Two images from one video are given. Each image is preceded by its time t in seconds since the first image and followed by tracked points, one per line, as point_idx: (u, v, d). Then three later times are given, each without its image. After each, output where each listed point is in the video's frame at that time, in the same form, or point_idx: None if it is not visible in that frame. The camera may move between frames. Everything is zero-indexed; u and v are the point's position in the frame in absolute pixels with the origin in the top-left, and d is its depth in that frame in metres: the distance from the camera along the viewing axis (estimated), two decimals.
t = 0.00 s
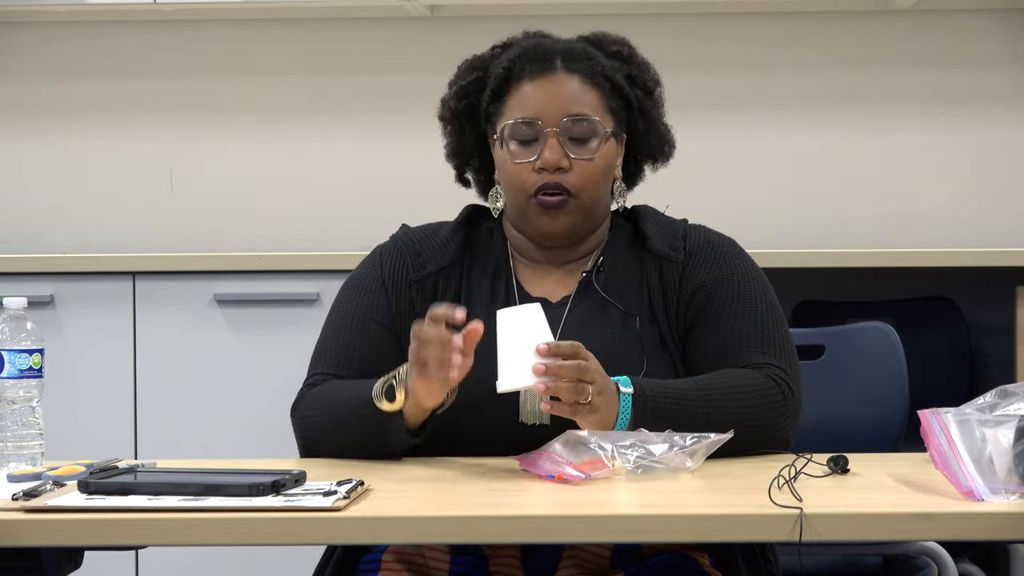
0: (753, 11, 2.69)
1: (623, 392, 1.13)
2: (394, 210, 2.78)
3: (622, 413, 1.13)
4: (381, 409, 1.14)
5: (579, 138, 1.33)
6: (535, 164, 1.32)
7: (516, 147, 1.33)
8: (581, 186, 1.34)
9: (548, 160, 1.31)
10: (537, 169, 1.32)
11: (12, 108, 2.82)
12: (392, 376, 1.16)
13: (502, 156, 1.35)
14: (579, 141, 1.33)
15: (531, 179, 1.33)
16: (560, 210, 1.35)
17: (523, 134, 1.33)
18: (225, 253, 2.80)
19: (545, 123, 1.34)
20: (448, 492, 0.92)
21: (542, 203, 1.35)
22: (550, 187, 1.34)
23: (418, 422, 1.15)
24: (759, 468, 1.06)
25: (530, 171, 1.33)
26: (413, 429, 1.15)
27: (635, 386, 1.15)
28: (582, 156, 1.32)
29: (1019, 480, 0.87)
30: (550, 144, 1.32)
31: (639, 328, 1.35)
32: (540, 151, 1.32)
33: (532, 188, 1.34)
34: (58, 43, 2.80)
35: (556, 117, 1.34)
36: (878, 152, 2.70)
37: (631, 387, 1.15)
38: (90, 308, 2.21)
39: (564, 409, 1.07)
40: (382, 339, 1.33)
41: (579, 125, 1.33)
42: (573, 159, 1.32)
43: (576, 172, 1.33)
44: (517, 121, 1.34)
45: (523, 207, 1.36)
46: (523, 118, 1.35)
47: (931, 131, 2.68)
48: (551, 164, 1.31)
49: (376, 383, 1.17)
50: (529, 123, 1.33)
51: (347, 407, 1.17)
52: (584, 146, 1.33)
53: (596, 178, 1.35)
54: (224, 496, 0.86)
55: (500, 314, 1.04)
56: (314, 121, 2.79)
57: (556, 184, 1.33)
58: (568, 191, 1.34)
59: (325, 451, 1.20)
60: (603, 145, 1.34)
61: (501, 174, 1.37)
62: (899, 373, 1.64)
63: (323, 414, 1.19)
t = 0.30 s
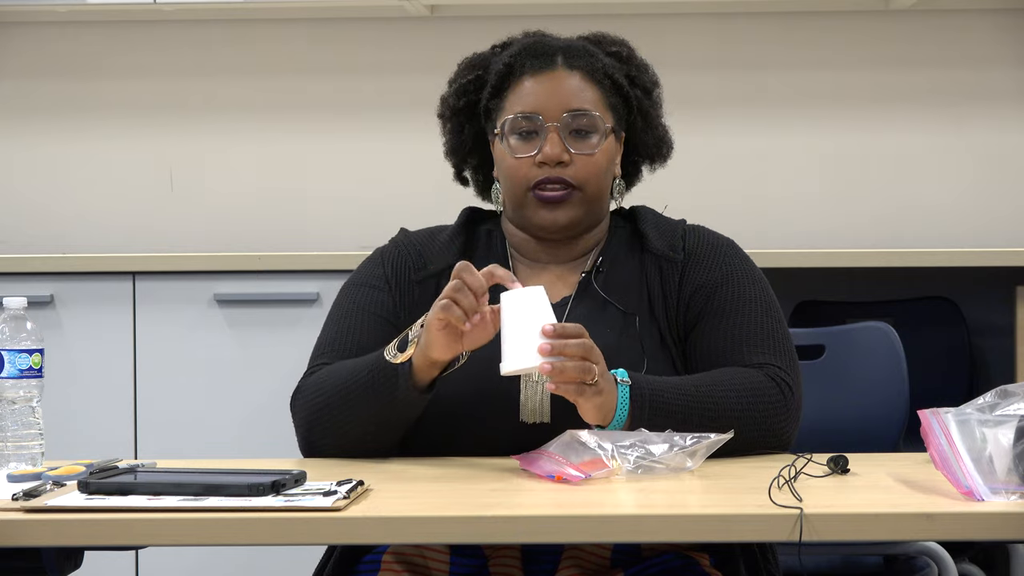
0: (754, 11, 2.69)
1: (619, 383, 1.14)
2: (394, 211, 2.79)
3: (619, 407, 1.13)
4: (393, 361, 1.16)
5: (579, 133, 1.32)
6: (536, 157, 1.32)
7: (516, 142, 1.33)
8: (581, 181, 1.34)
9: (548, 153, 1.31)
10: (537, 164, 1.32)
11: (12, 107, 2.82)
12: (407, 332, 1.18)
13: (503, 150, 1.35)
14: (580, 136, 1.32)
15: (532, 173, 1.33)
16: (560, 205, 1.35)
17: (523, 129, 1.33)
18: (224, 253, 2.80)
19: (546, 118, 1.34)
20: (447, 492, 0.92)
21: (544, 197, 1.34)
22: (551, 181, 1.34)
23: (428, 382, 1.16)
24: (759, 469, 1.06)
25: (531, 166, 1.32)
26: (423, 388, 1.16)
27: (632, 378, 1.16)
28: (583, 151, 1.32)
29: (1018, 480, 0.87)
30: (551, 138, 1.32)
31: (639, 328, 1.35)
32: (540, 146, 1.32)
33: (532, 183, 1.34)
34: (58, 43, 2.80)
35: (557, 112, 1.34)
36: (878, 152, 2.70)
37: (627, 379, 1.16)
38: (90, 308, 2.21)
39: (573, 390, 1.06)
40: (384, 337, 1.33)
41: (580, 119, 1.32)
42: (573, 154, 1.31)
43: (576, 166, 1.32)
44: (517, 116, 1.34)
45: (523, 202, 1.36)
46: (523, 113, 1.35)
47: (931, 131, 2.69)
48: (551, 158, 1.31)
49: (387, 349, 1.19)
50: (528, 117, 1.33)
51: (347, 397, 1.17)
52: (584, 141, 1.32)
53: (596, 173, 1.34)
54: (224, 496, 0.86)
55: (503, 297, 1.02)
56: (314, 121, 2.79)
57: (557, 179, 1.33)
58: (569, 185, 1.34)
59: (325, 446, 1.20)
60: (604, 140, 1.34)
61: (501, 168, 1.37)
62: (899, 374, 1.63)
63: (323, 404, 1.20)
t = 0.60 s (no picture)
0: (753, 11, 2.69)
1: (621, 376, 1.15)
2: (394, 211, 2.79)
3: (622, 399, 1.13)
4: (401, 362, 1.15)
5: (580, 140, 1.32)
6: (538, 166, 1.32)
7: (517, 149, 1.33)
8: (583, 188, 1.34)
9: (550, 163, 1.31)
10: (539, 172, 1.32)
11: (12, 107, 2.82)
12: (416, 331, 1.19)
13: (504, 157, 1.35)
14: (581, 143, 1.32)
15: (534, 181, 1.33)
16: (562, 211, 1.35)
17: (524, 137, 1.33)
18: (224, 253, 2.80)
19: (546, 125, 1.33)
20: (447, 492, 0.92)
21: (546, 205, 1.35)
22: (553, 188, 1.34)
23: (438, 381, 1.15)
24: (760, 468, 1.06)
25: (533, 174, 1.33)
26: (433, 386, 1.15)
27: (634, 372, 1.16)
28: (585, 158, 1.32)
29: (1018, 480, 0.87)
30: (552, 146, 1.32)
31: (639, 328, 1.36)
32: (542, 154, 1.32)
33: (535, 190, 1.34)
34: (57, 42, 2.80)
35: (558, 118, 1.33)
36: (878, 152, 2.70)
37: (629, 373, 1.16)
38: (90, 308, 2.21)
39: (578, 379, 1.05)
40: (386, 336, 1.33)
41: (580, 127, 1.32)
42: (575, 162, 1.32)
43: (578, 174, 1.33)
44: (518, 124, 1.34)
45: (525, 208, 1.36)
46: (524, 120, 1.34)
47: (931, 131, 2.69)
48: (553, 167, 1.31)
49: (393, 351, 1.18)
50: (530, 125, 1.32)
51: (353, 399, 1.17)
52: (586, 148, 1.32)
53: (599, 179, 1.35)
54: (224, 497, 0.86)
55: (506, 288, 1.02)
56: (314, 121, 2.79)
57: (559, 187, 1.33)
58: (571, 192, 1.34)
59: (330, 446, 1.20)
60: (605, 146, 1.34)
61: (503, 175, 1.37)
62: (899, 374, 1.64)
63: (328, 407, 1.20)
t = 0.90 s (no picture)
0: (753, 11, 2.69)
1: (648, 361, 1.13)
2: (394, 211, 2.78)
3: (654, 382, 1.12)
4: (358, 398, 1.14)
5: (580, 163, 1.31)
6: (537, 190, 1.32)
7: (517, 170, 1.33)
8: (582, 209, 1.34)
9: (549, 188, 1.31)
10: (538, 194, 1.32)
11: (12, 107, 2.82)
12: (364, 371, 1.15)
13: (503, 175, 1.35)
14: (581, 167, 1.31)
15: (532, 203, 1.34)
16: (561, 231, 1.36)
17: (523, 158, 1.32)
18: (224, 253, 2.80)
19: (546, 147, 1.32)
20: (448, 492, 0.92)
21: (544, 225, 1.35)
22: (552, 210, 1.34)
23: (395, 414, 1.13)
24: (759, 468, 1.06)
25: (531, 196, 1.33)
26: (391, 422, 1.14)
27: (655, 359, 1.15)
28: (583, 182, 1.32)
29: (1019, 481, 0.87)
30: (551, 169, 1.31)
31: (640, 329, 1.36)
32: (541, 177, 1.31)
33: (533, 211, 1.35)
34: (58, 43, 2.80)
35: (558, 140, 1.32)
36: (878, 152, 2.70)
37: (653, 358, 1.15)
38: (90, 308, 2.21)
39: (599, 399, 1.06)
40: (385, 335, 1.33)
41: (581, 150, 1.31)
42: (574, 185, 1.32)
43: (577, 198, 1.33)
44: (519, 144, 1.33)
45: (524, 226, 1.37)
46: (524, 139, 1.33)
47: (931, 131, 2.69)
48: (552, 191, 1.31)
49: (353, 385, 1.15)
50: (530, 149, 1.31)
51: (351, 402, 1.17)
52: (585, 171, 1.32)
53: (597, 200, 1.35)
54: (224, 496, 0.86)
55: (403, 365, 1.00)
56: (314, 120, 2.79)
57: (557, 210, 1.34)
58: (570, 214, 1.35)
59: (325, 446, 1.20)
60: (605, 167, 1.33)
61: (502, 191, 1.37)
62: (899, 374, 1.63)
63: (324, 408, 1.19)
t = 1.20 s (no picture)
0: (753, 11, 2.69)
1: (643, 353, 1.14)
2: (394, 211, 2.78)
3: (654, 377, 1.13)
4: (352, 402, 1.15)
5: (578, 162, 1.31)
6: (535, 189, 1.32)
7: (514, 169, 1.33)
8: (580, 207, 1.34)
9: (547, 187, 1.31)
10: (536, 193, 1.32)
11: (12, 107, 2.82)
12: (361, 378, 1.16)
13: (501, 175, 1.35)
14: (579, 165, 1.31)
15: (531, 203, 1.34)
16: (560, 230, 1.36)
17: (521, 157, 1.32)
18: (224, 253, 2.80)
19: (544, 146, 1.32)
20: (447, 492, 0.92)
21: (542, 225, 1.35)
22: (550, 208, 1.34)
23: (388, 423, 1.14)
24: (759, 468, 1.06)
25: (530, 195, 1.33)
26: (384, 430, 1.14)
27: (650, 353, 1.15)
28: (581, 180, 1.32)
29: (1019, 481, 0.87)
30: (549, 168, 1.31)
31: (642, 330, 1.35)
32: (539, 176, 1.32)
33: (532, 210, 1.34)
34: (58, 43, 2.80)
35: (555, 139, 1.32)
36: (878, 152, 2.70)
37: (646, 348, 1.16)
38: (90, 308, 2.21)
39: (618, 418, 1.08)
40: (383, 334, 1.33)
41: (579, 148, 1.31)
42: (571, 183, 1.32)
43: (575, 196, 1.33)
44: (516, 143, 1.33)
45: (523, 226, 1.37)
46: (522, 138, 1.34)
47: (931, 131, 2.69)
48: (550, 190, 1.31)
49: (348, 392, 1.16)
50: (528, 148, 1.31)
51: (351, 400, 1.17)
52: (583, 170, 1.32)
53: (595, 199, 1.35)
54: (224, 496, 0.86)
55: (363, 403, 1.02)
56: (314, 121, 2.79)
57: (555, 209, 1.34)
58: (568, 212, 1.34)
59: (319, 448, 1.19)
60: (603, 166, 1.33)
61: (500, 191, 1.37)
62: (899, 374, 1.63)
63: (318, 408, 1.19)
